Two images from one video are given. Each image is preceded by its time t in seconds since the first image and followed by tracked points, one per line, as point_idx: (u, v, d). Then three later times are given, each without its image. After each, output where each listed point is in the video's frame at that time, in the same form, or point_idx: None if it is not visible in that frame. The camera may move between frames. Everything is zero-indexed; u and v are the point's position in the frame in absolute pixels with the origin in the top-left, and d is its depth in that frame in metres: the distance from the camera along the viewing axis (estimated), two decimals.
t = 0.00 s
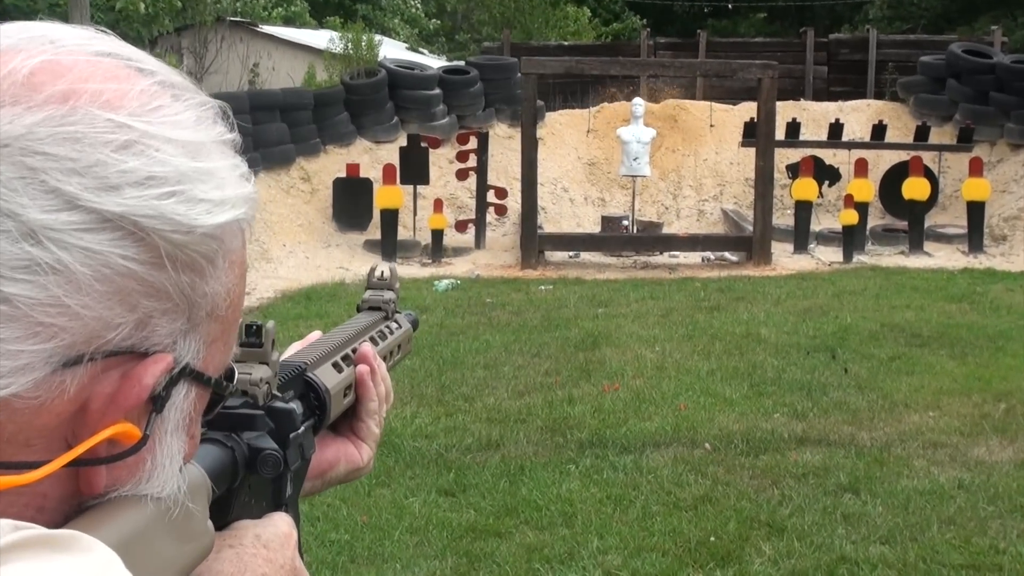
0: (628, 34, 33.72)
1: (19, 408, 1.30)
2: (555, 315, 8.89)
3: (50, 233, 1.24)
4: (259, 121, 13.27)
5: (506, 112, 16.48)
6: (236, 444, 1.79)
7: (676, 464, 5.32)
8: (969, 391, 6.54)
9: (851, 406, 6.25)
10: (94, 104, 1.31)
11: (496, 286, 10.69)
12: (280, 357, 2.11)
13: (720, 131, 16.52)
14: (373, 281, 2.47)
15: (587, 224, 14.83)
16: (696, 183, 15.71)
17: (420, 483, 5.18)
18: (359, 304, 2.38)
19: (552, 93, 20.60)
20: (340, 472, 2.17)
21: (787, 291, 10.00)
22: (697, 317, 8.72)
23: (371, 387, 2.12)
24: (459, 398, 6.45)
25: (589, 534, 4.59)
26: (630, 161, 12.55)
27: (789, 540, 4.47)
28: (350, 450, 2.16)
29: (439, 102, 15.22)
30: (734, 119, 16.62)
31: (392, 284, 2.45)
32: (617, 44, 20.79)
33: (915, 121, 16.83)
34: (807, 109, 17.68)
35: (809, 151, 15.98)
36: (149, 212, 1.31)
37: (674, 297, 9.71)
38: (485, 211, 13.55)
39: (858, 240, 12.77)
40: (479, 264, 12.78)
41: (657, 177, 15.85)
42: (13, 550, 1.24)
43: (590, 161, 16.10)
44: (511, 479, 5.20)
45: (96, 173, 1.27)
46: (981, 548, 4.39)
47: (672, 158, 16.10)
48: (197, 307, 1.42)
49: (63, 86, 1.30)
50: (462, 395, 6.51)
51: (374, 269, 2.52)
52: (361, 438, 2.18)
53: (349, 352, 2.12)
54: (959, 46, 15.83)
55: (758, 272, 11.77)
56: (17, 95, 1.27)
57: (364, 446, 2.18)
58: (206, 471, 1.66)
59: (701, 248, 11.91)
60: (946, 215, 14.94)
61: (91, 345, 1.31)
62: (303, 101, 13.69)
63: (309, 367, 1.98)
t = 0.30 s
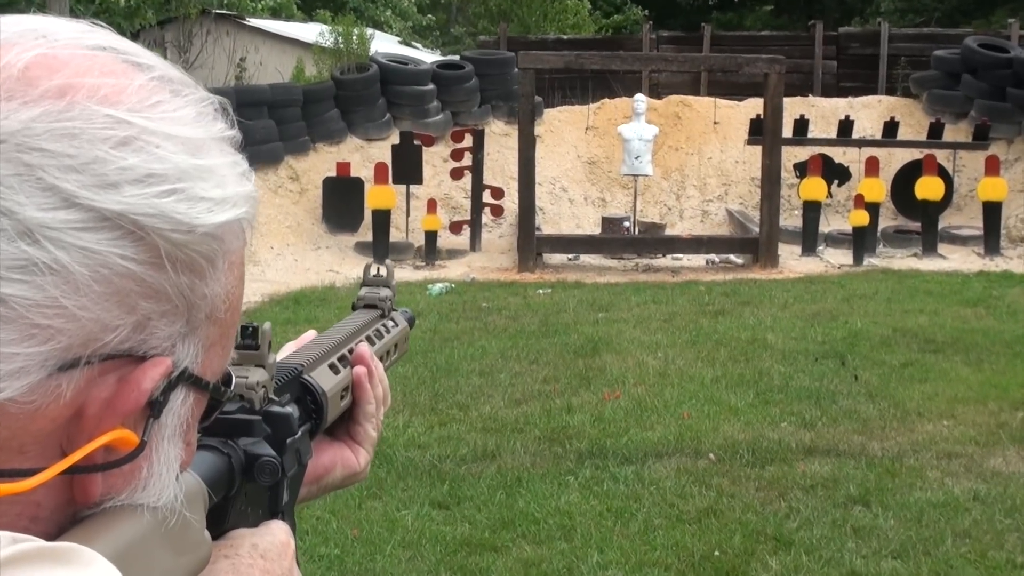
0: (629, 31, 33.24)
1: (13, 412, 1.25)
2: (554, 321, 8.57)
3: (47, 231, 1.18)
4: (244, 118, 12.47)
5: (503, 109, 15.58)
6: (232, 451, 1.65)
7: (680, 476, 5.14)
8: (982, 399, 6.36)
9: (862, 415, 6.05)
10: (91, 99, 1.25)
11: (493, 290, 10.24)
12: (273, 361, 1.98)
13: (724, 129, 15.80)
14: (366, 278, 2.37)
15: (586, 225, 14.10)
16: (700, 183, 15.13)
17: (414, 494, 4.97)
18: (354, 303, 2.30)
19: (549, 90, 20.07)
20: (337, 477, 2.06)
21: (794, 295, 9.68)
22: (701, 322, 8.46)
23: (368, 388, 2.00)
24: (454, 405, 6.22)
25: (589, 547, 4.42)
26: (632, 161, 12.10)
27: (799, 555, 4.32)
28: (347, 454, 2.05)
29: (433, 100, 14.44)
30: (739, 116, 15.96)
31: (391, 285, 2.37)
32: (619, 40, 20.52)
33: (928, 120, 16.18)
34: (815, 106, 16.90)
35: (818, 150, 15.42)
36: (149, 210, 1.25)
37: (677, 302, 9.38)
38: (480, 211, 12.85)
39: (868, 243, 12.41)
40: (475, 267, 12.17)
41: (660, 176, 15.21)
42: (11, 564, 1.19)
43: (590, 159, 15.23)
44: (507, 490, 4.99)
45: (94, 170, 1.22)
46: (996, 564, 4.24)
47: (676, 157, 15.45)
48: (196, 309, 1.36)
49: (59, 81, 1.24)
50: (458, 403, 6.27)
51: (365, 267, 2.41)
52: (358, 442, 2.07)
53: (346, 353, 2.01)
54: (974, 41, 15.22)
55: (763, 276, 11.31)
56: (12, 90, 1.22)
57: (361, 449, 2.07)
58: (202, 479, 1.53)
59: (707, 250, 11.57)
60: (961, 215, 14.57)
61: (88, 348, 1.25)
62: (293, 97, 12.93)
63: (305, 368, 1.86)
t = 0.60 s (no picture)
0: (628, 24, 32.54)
1: None
2: (552, 323, 8.11)
3: (31, 235, 1.12)
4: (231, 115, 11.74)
5: (499, 104, 14.87)
6: (221, 463, 1.55)
7: (682, 485, 4.86)
8: (999, 406, 6.01)
9: (873, 422, 5.71)
10: (77, 96, 1.17)
11: (489, 291, 9.62)
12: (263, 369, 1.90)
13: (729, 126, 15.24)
14: (358, 282, 2.30)
15: (586, 225, 13.48)
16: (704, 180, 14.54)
17: (407, 505, 4.69)
18: (346, 312, 2.23)
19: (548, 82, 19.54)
20: (329, 489, 1.98)
21: (803, 297, 9.17)
22: (705, 326, 7.99)
23: (361, 397, 1.93)
24: (448, 413, 5.87)
25: (589, 560, 4.16)
26: (633, 158, 11.69)
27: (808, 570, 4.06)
28: (339, 466, 1.98)
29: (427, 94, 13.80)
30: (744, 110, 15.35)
31: (386, 289, 2.30)
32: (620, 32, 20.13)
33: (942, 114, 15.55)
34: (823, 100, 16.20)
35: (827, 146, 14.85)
36: (138, 211, 1.18)
37: (682, 305, 8.83)
38: (477, 210, 12.16)
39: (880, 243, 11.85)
40: (471, 267, 11.51)
41: (662, 174, 14.64)
42: None
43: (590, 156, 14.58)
44: (503, 501, 4.71)
45: (80, 170, 1.14)
46: None
47: (680, 153, 14.89)
48: (186, 315, 1.28)
49: (43, 76, 1.17)
50: (452, 411, 5.91)
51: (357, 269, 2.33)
52: (350, 454, 2.00)
53: (338, 361, 1.93)
54: (990, 32, 14.63)
55: (770, 277, 10.77)
56: None
57: (354, 462, 1.99)
58: (190, 490, 1.45)
59: (713, 251, 11.10)
60: (975, 215, 14.15)
61: (72, 356, 1.18)
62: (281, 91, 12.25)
63: (296, 377, 1.79)
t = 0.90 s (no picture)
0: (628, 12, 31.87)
1: None
2: (549, 324, 7.68)
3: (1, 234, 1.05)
4: (214, 105, 11.13)
5: (495, 95, 14.22)
6: (206, 471, 1.49)
7: (683, 493, 4.61)
8: (1016, 412, 5.69)
9: (884, 428, 5.41)
10: (55, 87, 1.10)
11: (484, 291, 9.08)
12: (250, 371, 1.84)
13: (734, 118, 14.52)
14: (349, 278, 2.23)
15: (584, 223, 12.65)
16: (708, 175, 13.90)
17: (398, 514, 4.42)
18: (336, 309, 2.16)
19: (546, 73, 19.16)
20: (318, 496, 1.95)
21: (810, 298, 8.69)
22: (708, 328, 7.56)
23: (351, 400, 1.87)
24: (441, 417, 5.57)
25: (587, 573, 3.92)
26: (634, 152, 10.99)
27: None
28: (328, 473, 1.94)
29: (421, 84, 13.21)
30: (751, 102, 14.64)
31: (376, 284, 2.23)
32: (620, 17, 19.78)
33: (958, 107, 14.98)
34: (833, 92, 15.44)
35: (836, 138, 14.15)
36: (119, 210, 1.11)
37: (684, 306, 8.36)
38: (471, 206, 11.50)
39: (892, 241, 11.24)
40: (465, 266, 10.81)
41: (664, 168, 13.98)
42: None
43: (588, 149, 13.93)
44: (499, 509, 4.44)
45: (58, 167, 1.08)
46: None
47: (683, 147, 14.20)
48: (168, 318, 1.21)
49: (19, 67, 1.10)
50: (445, 415, 5.61)
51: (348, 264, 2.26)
52: (340, 460, 1.95)
53: (327, 363, 1.87)
54: (1007, 22, 14.16)
55: (776, 278, 10.19)
56: None
57: (343, 468, 1.95)
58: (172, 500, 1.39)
59: (716, 251, 10.54)
60: (992, 212, 13.90)
61: (49, 360, 1.11)
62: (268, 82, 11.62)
63: (283, 380, 1.73)
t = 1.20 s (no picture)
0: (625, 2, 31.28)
1: None
2: (546, 322, 7.20)
3: None
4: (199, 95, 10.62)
5: (491, 85, 13.96)
6: (193, 479, 1.41)
7: (687, 501, 4.22)
8: None
9: (896, 433, 4.97)
10: (39, 79, 1.03)
11: (478, 290, 8.51)
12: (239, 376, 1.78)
13: (739, 109, 14.12)
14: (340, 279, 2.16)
15: (583, 218, 12.48)
16: (712, 169, 13.47)
17: (389, 522, 4.06)
18: (327, 311, 2.10)
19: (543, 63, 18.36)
20: (308, 506, 1.90)
21: (818, 297, 8.12)
22: (713, 328, 7.03)
23: (344, 408, 1.81)
24: (435, 421, 5.14)
25: None
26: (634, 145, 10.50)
27: None
28: (319, 482, 1.89)
29: (411, 72, 12.97)
30: (757, 93, 14.23)
31: (370, 286, 2.18)
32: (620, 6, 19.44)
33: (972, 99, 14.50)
34: (844, 83, 14.91)
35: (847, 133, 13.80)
36: (105, 206, 1.04)
37: (686, 306, 7.78)
38: (464, 200, 11.11)
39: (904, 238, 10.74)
40: (459, 264, 10.40)
41: (666, 162, 13.58)
42: None
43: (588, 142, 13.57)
44: (494, 518, 4.07)
45: (42, 161, 1.01)
46: None
47: (685, 140, 13.83)
48: (156, 320, 1.14)
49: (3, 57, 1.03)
50: (439, 419, 5.17)
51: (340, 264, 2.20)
52: (332, 469, 1.90)
53: (319, 367, 1.80)
54: None
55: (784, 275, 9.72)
56: None
57: (335, 477, 1.90)
58: (156, 507, 1.32)
59: (721, 248, 10.04)
60: (1010, 208, 13.78)
61: (32, 362, 1.04)
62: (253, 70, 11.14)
63: (273, 385, 1.67)
